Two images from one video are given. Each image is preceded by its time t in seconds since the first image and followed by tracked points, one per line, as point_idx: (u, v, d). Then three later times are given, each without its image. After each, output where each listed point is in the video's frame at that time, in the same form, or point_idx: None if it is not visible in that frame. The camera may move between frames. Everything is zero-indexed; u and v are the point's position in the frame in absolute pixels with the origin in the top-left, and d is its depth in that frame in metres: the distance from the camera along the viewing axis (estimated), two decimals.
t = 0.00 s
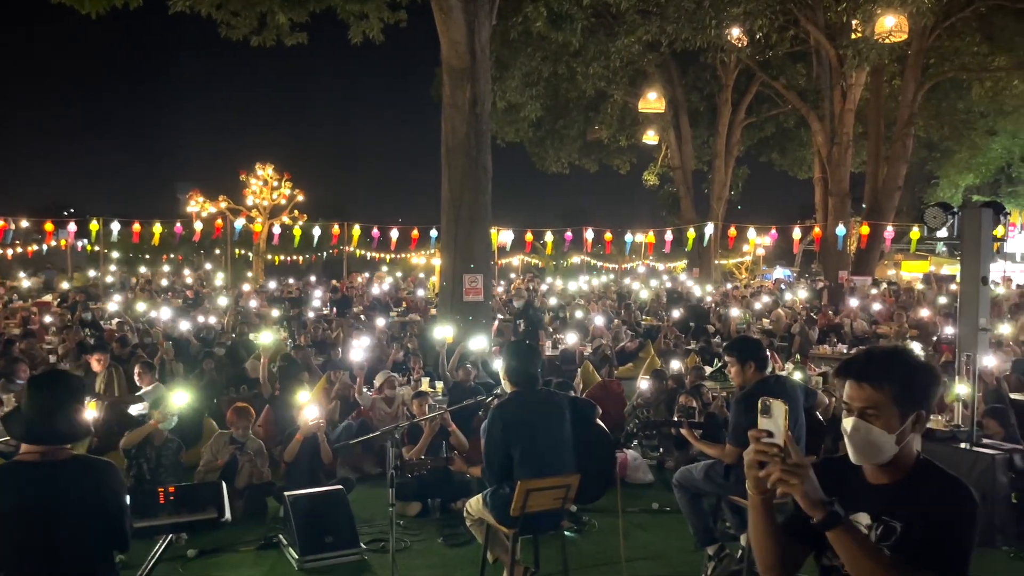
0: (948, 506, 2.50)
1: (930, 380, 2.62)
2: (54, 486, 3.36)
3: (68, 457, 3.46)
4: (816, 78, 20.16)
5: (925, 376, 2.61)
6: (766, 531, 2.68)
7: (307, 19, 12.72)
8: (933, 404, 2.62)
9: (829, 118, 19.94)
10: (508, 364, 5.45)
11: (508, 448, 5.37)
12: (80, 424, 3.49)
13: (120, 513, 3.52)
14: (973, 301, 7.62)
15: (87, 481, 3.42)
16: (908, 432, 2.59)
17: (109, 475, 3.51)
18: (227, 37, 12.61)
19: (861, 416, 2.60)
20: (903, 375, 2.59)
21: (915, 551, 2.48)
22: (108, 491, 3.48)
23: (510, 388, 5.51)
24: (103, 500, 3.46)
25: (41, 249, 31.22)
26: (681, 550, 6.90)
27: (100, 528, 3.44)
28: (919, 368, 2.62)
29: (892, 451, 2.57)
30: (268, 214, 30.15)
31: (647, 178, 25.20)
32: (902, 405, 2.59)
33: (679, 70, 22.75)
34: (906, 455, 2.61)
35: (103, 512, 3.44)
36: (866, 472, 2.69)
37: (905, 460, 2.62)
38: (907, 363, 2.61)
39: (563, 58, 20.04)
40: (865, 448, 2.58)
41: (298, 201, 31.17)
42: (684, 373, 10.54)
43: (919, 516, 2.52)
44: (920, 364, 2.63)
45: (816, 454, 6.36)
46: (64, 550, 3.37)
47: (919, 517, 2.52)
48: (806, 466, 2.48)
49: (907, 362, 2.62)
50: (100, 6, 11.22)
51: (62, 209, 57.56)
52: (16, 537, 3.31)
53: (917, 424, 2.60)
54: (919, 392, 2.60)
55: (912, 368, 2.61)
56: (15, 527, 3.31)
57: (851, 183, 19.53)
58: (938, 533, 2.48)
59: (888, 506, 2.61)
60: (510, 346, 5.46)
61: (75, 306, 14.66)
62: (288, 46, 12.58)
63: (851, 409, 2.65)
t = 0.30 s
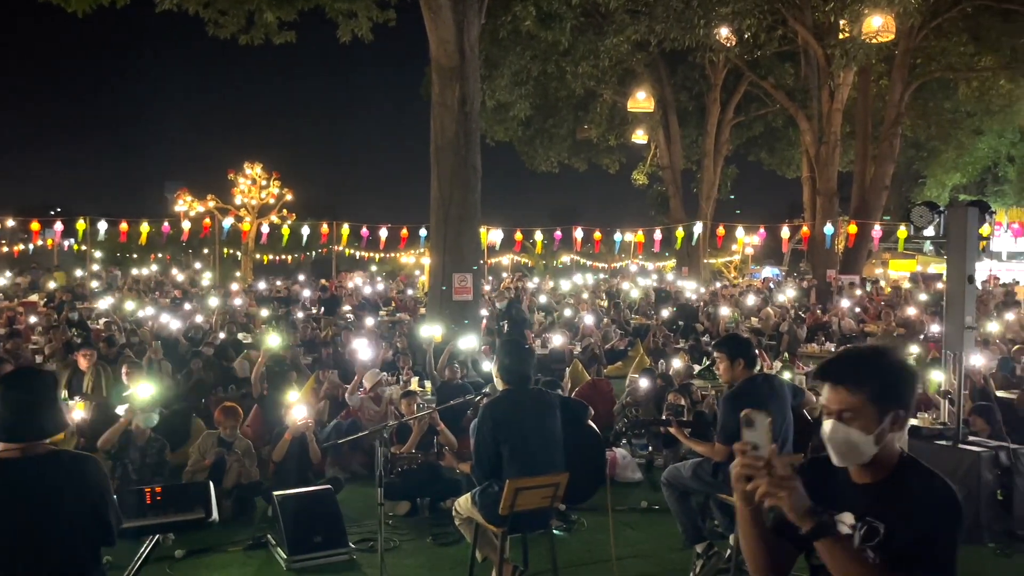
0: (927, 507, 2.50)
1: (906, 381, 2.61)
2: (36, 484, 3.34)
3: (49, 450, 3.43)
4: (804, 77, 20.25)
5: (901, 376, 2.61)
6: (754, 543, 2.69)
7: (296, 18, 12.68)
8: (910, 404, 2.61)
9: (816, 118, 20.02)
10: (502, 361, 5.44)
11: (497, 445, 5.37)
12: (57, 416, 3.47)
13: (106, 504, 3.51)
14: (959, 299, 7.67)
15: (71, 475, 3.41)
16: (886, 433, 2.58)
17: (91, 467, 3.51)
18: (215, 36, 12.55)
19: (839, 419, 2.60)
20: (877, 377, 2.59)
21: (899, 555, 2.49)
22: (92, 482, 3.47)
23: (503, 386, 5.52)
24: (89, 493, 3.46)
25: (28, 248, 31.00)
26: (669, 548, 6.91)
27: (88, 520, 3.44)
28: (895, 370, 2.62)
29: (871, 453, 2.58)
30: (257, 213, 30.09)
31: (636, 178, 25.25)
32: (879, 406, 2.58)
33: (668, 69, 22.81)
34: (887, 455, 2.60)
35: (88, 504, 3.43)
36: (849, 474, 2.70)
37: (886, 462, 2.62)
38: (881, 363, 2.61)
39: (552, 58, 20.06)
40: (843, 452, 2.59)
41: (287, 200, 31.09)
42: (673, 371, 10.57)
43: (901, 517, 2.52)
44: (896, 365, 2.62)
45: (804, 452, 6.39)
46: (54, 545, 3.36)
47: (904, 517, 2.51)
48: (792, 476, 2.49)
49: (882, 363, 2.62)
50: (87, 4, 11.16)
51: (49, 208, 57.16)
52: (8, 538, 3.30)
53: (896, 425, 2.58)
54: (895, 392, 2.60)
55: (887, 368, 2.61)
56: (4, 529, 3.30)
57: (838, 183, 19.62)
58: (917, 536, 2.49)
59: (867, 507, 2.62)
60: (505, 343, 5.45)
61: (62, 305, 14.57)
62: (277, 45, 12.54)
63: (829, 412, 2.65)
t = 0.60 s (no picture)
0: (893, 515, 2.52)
1: (842, 393, 2.64)
2: (19, 480, 3.44)
3: (29, 451, 3.52)
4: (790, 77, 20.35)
5: (835, 390, 2.64)
6: None
7: (283, 17, 12.63)
8: (852, 414, 2.65)
9: (803, 117, 20.11)
10: (493, 360, 5.43)
11: (485, 444, 5.38)
12: (29, 414, 3.58)
13: (89, 497, 3.63)
14: (942, 299, 7.73)
15: (53, 476, 3.51)
16: (828, 449, 2.64)
17: (70, 462, 3.62)
18: (202, 34, 12.49)
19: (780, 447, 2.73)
20: (805, 399, 2.65)
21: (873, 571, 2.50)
22: (72, 481, 3.57)
23: (494, 384, 5.51)
24: (71, 487, 3.57)
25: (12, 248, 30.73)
26: (656, 546, 6.95)
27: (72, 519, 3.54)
28: (828, 386, 2.66)
29: (821, 470, 2.66)
30: (244, 213, 29.99)
31: (624, 177, 25.29)
32: (813, 425, 2.65)
33: (656, 69, 22.84)
34: (843, 467, 2.65)
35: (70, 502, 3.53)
36: (825, 491, 2.73)
37: (845, 473, 2.66)
38: (811, 385, 2.66)
39: (540, 57, 20.05)
40: (794, 471, 2.71)
41: (274, 199, 30.99)
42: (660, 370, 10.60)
43: (871, 529, 2.53)
44: (828, 381, 2.67)
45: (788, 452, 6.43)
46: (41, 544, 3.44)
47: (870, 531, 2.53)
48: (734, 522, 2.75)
49: (813, 383, 2.66)
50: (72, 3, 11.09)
51: (35, 208, 56.75)
52: None
53: (833, 438, 2.63)
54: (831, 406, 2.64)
55: (817, 388, 2.65)
56: None
57: (825, 182, 19.71)
58: (891, 544, 2.49)
59: (834, 524, 2.66)
60: (498, 341, 5.44)
61: (46, 306, 14.46)
62: (264, 44, 12.49)
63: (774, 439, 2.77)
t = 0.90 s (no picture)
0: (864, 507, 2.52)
1: (817, 394, 2.71)
2: None
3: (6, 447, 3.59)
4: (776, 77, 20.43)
5: (801, 389, 2.71)
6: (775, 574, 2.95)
7: (269, 15, 12.57)
8: (822, 413, 2.69)
9: (789, 117, 20.20)
10: (480, 360, 5.42)
11: (471, 444, 5.38)
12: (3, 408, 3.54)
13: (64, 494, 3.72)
14: (924, 299, 7.77)
15: (31, 475, 3.56)
16: (795, 445, 2.72)
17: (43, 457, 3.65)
18: (186, 33, 12.42)
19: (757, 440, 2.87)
20: (773, 397, 2.74)
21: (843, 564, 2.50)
22: (46, 479, 3.63)
23: (481, 384, 5.49)
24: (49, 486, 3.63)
25: None
26: (642, 546, 6.96)
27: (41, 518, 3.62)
28: (800, 385, 2.72)
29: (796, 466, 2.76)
30: (229, 212, 29.86)
31: (611, 177, 25.31)
32: (775, 422, 2.75)
33: (642, 68, 22.88)
34: (814, 462, 2.69)
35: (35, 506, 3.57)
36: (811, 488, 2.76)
37: (818, 466, 2.69)
38: (779, 384, 2.75)
39: (527, 56, 20.03)
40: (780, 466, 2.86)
41: (260, 198, 30.89)
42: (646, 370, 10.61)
43: (843, 525, 2.51)
44: (799, 379, 2.74)
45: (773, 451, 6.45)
46: (3, 542, 3.49)
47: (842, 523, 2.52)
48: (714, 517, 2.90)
49: (783, 383, 2.74)
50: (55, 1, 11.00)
51: (18, 207, 56.30)
52: None
53: (798, 436, 2.70)
54: (803, 405, 2.70)
55: (787, 388, 2.73)
56: None
57: (810, 181, 19.80)
58: (864, 540, 2.48)
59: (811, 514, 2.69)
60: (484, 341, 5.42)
61: (28, 307, 14.34)
62: (249, 43, 12.43)
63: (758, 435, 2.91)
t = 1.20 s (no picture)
0: (840, 497, 2.49)
1: (807, 384, 2.71)
2: None
3: None
4: (759, 78, 20.55)
5: (789, 378, 2.73)
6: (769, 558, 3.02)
7: (251, 14, 12.50)
8: (801, 405, 2.70)
9: (772, 117, 20.31)
10: (462, 360, 5.41)
11: (454, 443, 5.36)
12: None
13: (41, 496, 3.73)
14: (905, 297, 7.83)
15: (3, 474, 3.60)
16: (778, 435, 2.75)
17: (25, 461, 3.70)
18: (168, 31, 12.35)
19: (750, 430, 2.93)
20: (759, 385, 2.78)
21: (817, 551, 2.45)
22: (20, 480, 3.66)
23: (464, 385, 5.49)
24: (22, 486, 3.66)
25: None
26: (626, 545, 6.96)
27: (16, 518, 3.64)
28: (792, 375, 2.74)
29: (779, 456, 2.79)
30: (212, 212, 29.73)
31: (596, 177, 25.37)
32: (759, 410, 2.79)
33: (626, 68, 22.96)
34: (795, 452, 2.72)
35: (9, 509, 3.61)
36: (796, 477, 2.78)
37: (799, 456, 2.71)
38: (770, 372, 2.77)
39: (511, 56, 20.05)
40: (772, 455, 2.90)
41: (243, 198, 30.75)
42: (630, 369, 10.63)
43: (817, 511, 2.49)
44: (791, 368, 2.76)
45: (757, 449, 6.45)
46: None
47: (813, 508, 2.50)
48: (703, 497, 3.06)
49: (773, 371, 2.76)
50: None
51: None
52: None
53: (780, 425, 2.73)
54: (790, 396, 2.71)
55: (777, 376, 2.75)
56: None
57: (793, 181, 19.91)
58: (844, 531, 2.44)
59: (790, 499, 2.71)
60: (467, 341, 5.42)
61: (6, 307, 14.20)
62: (231, 41, 12.37)
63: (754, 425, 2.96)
